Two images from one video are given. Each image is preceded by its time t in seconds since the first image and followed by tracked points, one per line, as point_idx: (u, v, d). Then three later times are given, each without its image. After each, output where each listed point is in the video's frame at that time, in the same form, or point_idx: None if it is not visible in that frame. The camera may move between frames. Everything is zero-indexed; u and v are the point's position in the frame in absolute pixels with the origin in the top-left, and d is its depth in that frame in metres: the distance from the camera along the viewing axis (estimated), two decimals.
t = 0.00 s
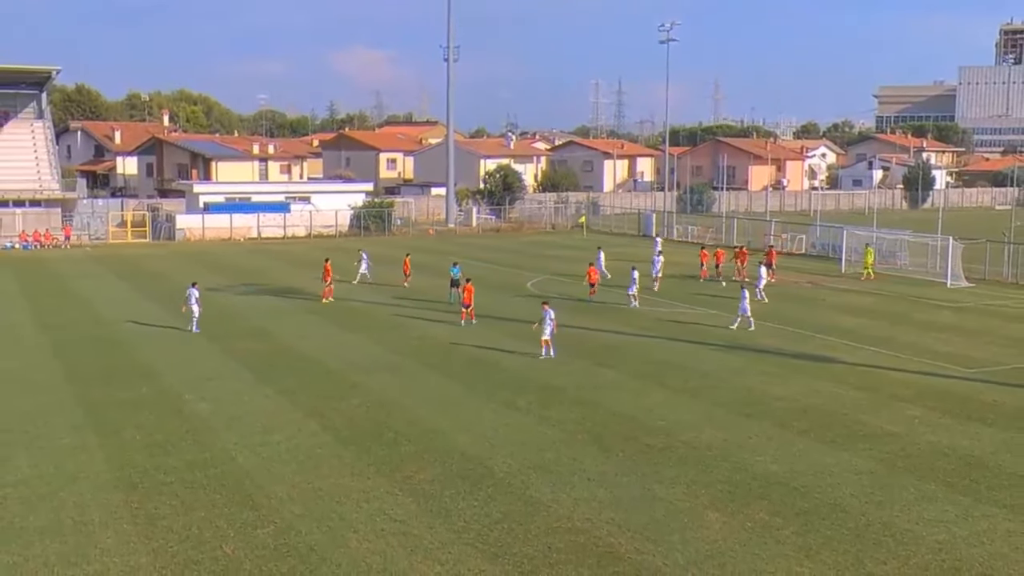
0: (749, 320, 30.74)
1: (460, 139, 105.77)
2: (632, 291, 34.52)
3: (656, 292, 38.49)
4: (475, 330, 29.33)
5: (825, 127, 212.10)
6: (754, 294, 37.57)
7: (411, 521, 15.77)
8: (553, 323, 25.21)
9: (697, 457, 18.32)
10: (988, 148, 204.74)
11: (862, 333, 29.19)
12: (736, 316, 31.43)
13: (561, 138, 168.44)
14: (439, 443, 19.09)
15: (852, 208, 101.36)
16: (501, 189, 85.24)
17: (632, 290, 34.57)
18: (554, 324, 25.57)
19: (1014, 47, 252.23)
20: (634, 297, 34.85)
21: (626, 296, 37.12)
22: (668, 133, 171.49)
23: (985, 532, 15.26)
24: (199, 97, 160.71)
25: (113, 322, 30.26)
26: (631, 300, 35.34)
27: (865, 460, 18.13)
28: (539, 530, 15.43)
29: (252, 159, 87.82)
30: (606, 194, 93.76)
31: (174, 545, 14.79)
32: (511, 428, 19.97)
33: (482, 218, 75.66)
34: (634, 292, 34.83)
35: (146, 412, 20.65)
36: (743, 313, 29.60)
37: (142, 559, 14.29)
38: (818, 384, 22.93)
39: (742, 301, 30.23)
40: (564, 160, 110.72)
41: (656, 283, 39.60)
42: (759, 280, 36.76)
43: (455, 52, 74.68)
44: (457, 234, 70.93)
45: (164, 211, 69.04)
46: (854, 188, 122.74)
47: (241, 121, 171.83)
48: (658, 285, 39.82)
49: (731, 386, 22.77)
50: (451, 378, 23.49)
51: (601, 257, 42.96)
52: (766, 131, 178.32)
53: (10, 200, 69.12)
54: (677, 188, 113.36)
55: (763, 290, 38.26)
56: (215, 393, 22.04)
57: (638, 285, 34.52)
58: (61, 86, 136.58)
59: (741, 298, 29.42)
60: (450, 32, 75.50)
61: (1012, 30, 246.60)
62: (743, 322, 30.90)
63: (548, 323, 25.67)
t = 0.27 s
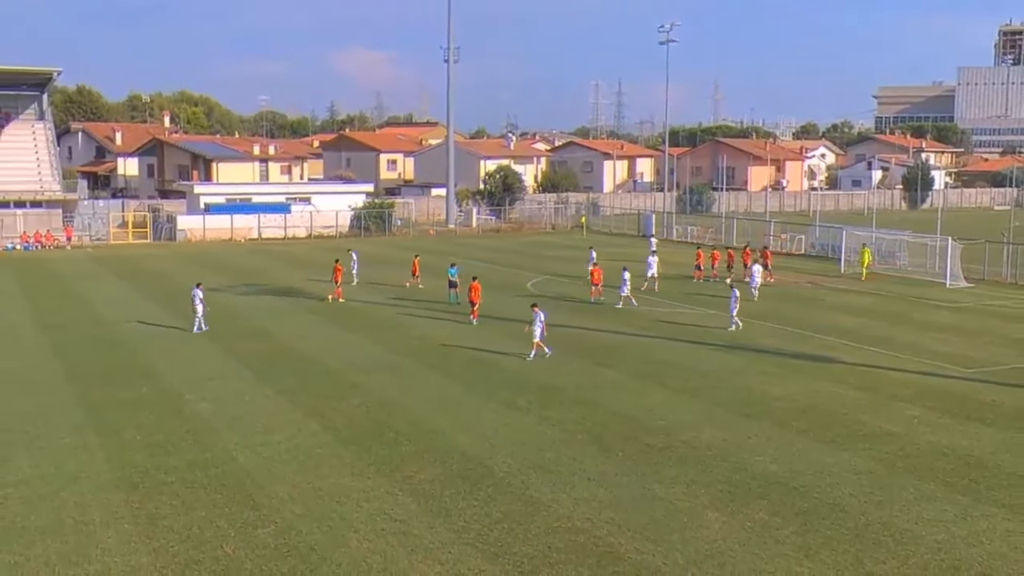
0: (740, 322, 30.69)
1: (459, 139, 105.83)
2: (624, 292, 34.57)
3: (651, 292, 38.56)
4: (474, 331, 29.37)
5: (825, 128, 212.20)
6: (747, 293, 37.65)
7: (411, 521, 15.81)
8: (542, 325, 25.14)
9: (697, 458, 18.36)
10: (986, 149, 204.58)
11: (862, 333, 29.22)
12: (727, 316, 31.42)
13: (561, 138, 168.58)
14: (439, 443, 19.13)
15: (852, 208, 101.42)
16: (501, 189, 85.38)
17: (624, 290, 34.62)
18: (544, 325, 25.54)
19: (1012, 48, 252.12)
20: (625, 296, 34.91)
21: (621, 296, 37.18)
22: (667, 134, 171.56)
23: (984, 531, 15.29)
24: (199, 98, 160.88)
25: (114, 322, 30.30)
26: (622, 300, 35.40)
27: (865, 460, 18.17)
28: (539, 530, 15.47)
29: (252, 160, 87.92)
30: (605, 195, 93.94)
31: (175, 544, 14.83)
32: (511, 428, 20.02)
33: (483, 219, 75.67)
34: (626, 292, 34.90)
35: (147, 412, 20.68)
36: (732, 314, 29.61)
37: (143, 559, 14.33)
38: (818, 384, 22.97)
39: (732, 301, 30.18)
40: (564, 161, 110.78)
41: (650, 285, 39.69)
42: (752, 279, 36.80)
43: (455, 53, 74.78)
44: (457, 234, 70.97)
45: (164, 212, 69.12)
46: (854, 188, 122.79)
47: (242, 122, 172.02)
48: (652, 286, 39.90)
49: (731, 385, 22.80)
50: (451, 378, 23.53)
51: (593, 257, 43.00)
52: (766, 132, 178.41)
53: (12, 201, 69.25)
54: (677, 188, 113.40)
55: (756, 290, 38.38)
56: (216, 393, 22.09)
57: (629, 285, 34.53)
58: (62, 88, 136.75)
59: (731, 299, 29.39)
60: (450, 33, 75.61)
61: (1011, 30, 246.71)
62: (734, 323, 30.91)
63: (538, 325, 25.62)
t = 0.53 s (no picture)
0: (732, 322, 30.65)
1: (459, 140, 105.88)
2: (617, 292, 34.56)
3: (646, 292, 38.59)
4: (475, 331, 29.39)
5: (824, 128, 212.21)
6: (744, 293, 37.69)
7: (412, 520, 15.84)
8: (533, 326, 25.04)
9: (696, 457, 18.39)
10: (985, 149, 204.05)
11: (861, 334, 29.24)
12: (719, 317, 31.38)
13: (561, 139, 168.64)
14: (439, 443, 19.16)
15: (852, 208, 101.48)
16: (501, 189, 85.49)
17: (618, 291, 34.57)
18: (536, 325, 25.40)
19: (1012, 48, 251.95)
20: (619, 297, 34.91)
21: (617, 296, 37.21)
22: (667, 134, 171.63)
23: (984, 531, 15.31)
24: (200, 99, 161.01)
25: (114, 322, 30.34)
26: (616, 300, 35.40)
27: (865, 460, 18.19)
28: (539, 530, 15.50)
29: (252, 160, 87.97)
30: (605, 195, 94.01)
31: (176, 544, 14.86)
32: (511, 427, 20.05)
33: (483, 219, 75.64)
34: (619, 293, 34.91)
35: (148, 412, 20.72)
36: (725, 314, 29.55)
37: (143, 559, 14.36)
38: (818, 384, 22.99)
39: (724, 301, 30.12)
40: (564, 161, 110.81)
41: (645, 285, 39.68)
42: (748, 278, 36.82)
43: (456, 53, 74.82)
44: (457, 234, 70.98)
45: (165, 212, 69.19)
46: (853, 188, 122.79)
47: (243, 122, 172.19)
48: (648, 287, 39.96)
49: (731, 385, 22.83)
50: (451, 378, 23.56)
51: (586, 256, 42.99)
52: (766, 132, 178.50)
53: (13, 201, 69.32)
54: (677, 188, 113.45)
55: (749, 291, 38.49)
56: (217, 393, 22.13)
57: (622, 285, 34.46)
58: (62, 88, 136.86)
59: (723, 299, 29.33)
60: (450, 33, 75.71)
61: (1011, 30, 246.72)
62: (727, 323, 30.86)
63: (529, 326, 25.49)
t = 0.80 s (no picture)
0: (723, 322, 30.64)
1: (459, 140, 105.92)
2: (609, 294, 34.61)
3: (644, 292, 38.62)
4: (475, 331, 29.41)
5: (824, 129, 212.34)
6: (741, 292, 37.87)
7: (412, 520, 15.85)
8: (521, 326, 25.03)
9: (696, 457, 18.40)
10: (985, 149, 204.10)
11: (860, 334, 29.26)
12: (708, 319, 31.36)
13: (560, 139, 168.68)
14: (439, 443, 19.18)
15: (851, 209, 101.55)
16: (501, 189, 85.56)
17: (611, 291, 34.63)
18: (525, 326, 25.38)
19: (1012, 48, 252.02)
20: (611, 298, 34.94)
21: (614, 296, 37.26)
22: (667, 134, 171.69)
23: (983, 531, 15.33)
24: (201, 99, 161.07)
25: (115, 322, 30.38)
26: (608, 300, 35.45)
27: (864, 459, 18.21)
28: (539, 529, 15.51)
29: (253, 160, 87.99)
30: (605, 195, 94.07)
31: (176, 544, 14.88)
32: (511, 427, 20.07)
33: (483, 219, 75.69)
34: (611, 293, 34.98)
35: (148, 412, 20.73)
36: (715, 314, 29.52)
37: (143, 558, 14.37)
38: (817, 384, 23.00)
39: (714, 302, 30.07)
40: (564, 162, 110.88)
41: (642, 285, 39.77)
42: (745, 277, 36.90)
43: (456, 53, 74.83)
44: (457, 234, 71.00)
45: (166, 212, 69.22)
46: (853, 189, 122.84)
47: (243, 122, 172.31)
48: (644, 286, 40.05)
49: (730, 385, 22.86)
50: (451, 378, 23.58)
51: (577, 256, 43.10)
52: (765, 133, 178.55)
53: (14, 201, 69.35)
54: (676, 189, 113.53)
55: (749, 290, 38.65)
56: (217, 393, 22.14)
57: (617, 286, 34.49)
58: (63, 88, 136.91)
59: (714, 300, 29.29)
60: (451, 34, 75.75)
61: (1010, 31, 246.83)
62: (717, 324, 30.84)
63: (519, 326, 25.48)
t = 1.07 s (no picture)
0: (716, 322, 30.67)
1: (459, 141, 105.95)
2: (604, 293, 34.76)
3: (644, 292, 38.69)
4: (474, 331, 29.42)
5: (824, 129, 212.43)
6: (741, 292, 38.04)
7: (412, 520, 15.87)
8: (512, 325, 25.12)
9: (696, 457, 18.42)
10: (984, 150, 204.17)
11: (859, 334, 29.28)
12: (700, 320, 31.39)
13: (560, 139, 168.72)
14: (439, 442, 19.20)
15: (851, 209, 101.62)
16: (501, 189, 85.68)
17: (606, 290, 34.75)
18: (514, 327, 25.42)
19: (1011, 49, 252.09)
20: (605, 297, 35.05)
21: (613, 296, 37.31)
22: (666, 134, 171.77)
23: (982, 531, 15.35)
24: (201, 99, 161.11)
25: (115, 322, 30.40)
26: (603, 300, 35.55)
27: (863, 459, 18.23)
28: (539, 529, 15.54)
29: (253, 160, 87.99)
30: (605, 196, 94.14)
31: (176, 544, 14.89)
32: (511, 427, 20.08)
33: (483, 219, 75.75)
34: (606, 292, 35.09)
35: (149, 412, 20.75)
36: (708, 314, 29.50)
37: (144, 558, 14.39)
38: (817, 384, 23.02)
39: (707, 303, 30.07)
40: (563, 162, 110.96)
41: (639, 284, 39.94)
42: (744, 278, 36.98)
43: (456, 54, 74.89)
44: (456, 234, 71.05)
45: (166, 212, 69.27)
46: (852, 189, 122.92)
47: (243, 122, 172.39)
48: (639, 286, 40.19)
49: (730, 385, 22.88)
50: (451, 378, 23.60)
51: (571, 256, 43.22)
52: (765, 133, 178.60)
53: (14, 201, 69.37)
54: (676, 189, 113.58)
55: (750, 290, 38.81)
56: (217, 393, 22.16)
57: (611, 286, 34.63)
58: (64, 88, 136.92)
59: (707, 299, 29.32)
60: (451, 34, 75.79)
61: (1010, 32, 246.87)
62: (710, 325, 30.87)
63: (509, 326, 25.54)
